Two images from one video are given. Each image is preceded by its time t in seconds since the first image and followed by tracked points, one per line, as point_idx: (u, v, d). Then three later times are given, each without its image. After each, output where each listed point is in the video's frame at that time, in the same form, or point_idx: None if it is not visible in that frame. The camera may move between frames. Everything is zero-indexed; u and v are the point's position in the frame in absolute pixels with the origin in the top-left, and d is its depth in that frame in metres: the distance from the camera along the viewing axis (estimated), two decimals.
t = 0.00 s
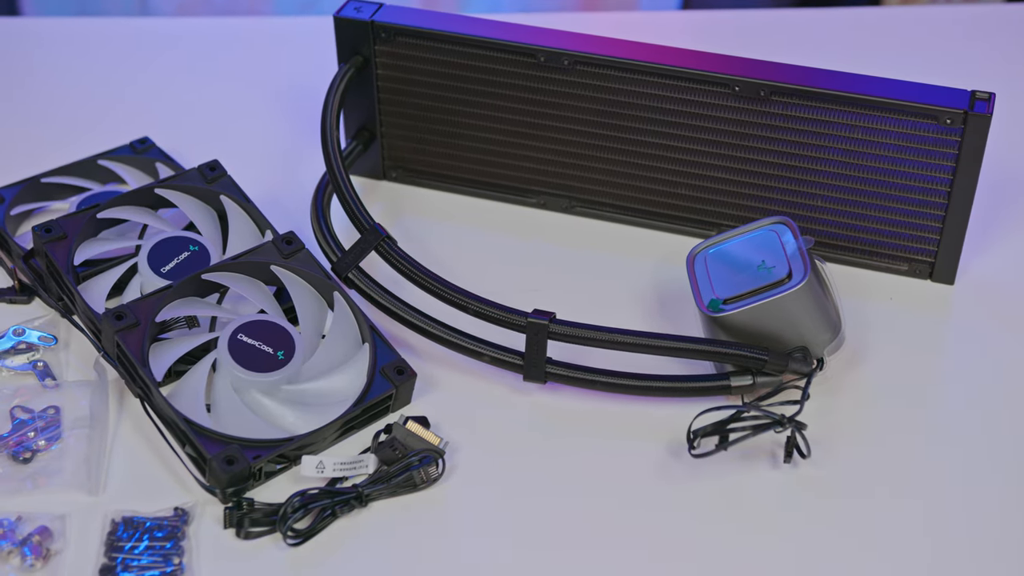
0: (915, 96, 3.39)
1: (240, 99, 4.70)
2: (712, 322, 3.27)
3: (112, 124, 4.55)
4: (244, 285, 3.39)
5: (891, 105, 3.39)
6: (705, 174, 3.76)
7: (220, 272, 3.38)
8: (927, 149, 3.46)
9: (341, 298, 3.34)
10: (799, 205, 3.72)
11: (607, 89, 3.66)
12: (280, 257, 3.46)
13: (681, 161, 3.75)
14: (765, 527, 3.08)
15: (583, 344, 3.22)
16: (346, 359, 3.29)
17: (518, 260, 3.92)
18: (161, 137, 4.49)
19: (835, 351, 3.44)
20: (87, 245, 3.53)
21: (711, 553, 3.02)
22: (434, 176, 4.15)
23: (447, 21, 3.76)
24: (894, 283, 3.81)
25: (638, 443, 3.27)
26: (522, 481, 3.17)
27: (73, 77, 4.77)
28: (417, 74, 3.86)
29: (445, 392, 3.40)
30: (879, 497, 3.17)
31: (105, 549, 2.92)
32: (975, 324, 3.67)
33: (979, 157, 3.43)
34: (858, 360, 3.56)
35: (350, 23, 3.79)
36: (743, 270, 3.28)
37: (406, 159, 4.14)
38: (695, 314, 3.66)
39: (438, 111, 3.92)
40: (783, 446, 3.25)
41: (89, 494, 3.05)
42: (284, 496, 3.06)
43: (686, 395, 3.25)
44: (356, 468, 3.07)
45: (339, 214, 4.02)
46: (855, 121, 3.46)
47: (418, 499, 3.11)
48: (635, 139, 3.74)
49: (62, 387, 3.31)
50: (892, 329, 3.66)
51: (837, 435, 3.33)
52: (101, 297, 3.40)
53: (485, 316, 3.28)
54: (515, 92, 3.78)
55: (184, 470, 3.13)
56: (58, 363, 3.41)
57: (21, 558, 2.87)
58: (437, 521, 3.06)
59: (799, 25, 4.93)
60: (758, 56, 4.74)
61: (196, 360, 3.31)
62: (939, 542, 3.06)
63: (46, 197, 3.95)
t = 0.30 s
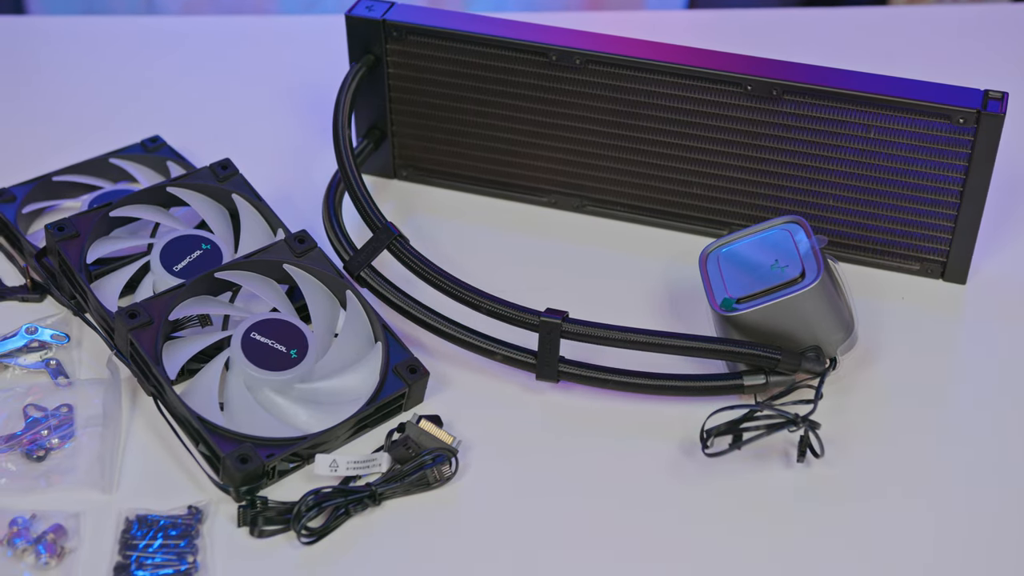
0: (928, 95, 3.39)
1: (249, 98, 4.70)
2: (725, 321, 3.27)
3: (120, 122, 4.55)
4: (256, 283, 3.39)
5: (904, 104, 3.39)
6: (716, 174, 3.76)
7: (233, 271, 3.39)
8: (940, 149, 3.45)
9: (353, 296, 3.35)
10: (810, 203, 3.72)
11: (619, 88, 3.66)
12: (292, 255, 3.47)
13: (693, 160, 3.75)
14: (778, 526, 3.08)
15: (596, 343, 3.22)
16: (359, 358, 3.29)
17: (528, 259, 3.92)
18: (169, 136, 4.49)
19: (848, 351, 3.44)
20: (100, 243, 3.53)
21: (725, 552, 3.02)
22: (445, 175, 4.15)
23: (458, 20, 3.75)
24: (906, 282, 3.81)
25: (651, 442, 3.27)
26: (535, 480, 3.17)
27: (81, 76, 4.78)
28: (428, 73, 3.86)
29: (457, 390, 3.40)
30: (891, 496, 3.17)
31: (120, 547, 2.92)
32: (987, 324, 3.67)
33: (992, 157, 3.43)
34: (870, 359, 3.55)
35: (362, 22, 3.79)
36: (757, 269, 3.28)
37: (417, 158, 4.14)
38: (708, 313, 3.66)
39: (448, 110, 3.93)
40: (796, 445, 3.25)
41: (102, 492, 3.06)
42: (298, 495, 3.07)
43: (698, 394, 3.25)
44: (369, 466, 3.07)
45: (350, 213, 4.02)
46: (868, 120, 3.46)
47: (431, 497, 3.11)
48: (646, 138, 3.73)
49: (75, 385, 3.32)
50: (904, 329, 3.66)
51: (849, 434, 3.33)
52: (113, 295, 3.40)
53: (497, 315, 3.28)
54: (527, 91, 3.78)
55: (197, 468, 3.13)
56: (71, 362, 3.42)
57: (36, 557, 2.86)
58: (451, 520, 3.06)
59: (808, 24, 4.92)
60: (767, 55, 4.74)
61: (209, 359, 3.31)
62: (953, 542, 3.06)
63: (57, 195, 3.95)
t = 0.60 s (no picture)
0: (942, 95, 3.38)
1: (258, 97, 4.70)
2: (739, 321, 3.27)
3: (130, 121, 4.56)
4: (269, 282, 3.40)
5: (918, 104, 3.38)
6: (729, 173, 3.75)
7: (247, 269, 3.39)
8: (954, 148, 3.45)
9: (366, 295, 3.35)
10: (823, 203, 3.72)
11: (631, 88, 3.66)
12: (306, 254, 3.47)
13: (705, 160, 3.75)
14: (792, 526, 3.08)
15: (610, 342, 3.22)
16: (372, 357, 3.29)
17: (540, 258, 3.92)
18: (179, 135, 4.49)
19: (862, 351, 3.44)
20: (113, 242, 3.53)
21: (739, 552, 3.01)
22: (456, 174, 4.15)
23: (471, 19, 3.75)
24: (918, 282, 3.81)
25: (664, 441, 3.27)
26: (549, 479, 3.17)
27: (90, 75, 4.78)
28: (440, 72, 3.86)
29: (470, 390, 3.40)
30: (906, 497, 3.16)
31: (135, 545, 2.93)
32: (1000, 324, 3.66)
33: (1006, 157, 3.42)
34: (884, 359, 3.55)
35: (374, 21, 3.79)
36: (770, 268, 3.27)
37: (428, 157, 4.14)
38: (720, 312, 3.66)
39: (460, 109, 3.93)
40: (810, 445, 3.25)
41: (117, 491, 3.06)
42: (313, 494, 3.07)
43: (712, 394, 3.25)
44: (383, 466, 3.07)
45: (362, 212, 4.03)
46: (881, 119, 3.46)
47: (445, 496, 3.11)
48: (659, 137, 3.73)
49: (88, 384, 3.32)
50: (917, 329, 3.65)
51: (863, 434, 3.32)
52: (127, 294, 3.40)
53: (511, 315, 3.28)
54: (539, 91, 3.78)
55: (211, 467, 3.13)
56: (84, 360, 3.42)
57: (51, 555, 2.87)
58: (465, 519, 3.06)
59: (818, 24, 4.92)
60: (778, 54, 4.74)
61: (222, 358, 3.31)
62: (968, 542, 3.05)
63: (70, 194, 3.95)
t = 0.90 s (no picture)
0: (954, 94, 3.38)
1: (267, 97, 4.70)
2: (751, 320, 3.27)
3: (139, 121, 4.56)
4: (281, 281, 3.40)
5: (930, 103, 3.38)
6: (739, 173, 3.76)
7: (259, 269, 3.39)
8: (966, 148, 3.45)
9: (378, 295, 3.35)
10: (834, 203, 3.72)
11: (643, 88, 3.66)
12: (317, 254, 3.47)
13: (716, 160, 3.75)
14: (805, 526, 3.08)
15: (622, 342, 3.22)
16: (384, 357, 3.30)
17: (551, 258, 3.92)
18: (188, 134, 4.48)
19: (873, 351, 3.44)
20: (125, 241, 3.54)
21: (752, 552, 3.01)
22: (466, 174, 4.16)
23: (481, 19, 3.75)
24: (929, 282, 3.81)
25: (676, 441, 3.27)
26: (561, 479, 3.17)
27: (98, 74, 4.78)
28: (450, 72, 3.86)
29: (482, 389, 3.40)
30: (919, 497, 3.16)
31: (148, 545, 2.93)
32: (1011, 324, 3.66)
33: (1017, 157, 3.42)
34: (895, 359, 3.55)
35: (384, 21, 3.80)
36: (783, 268, 3.27)
37: (438, 157, 4.14)
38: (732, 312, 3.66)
39: (470, 108, 3.93)
40: (823, 445, 3.25)
41: (130, 490, 3.06)
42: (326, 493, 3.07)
43: (724, 393, 3.25)
44: (396, 465, 3.08)
45: (373, 211, 4.03)
46: (893, 119, 3.46)
47: (458, 496, 3.11)
48: (669, 137, 3.73)
49: (101, 384, 3.33)
50: (929, 329, 3.65)
51: (875, 434, 3.32)
52: (139, 293, 3.41)
53: (523, 314, 3.28)
54: (550, 91, 3.78)
55: (224, 466, 3.13)
56: (96, 360, 3.42)
57: (65, 554, 2.87)
58: (478, 519, 3.06)
59: (826, 24, 4.91)
60: (786, 54, 4.73)
61: (234, 357, 3.31)
62: (982, 543, 3.05)
63: (80, 194, 3.96)
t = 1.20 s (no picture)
0: (967, 95, 3.38)
1: (275, 97, 4.70)
2: (764, 321, 3.27)
3: (147, 121, 4.56)
4: (294, 281, 3.40)
5: (943, 104, 3.38)
6: (751, 173, 3.75)
7: (272, 268, 3.39)
8: (979, 148, 3.44)
9: (391, 295, 3.35)
10: (846, 203, 3.72)
11: (655, 88, 3.65)
12: (330, 254, 3.47)
13: (727, 160, 3.75)
14: (820, 527, 3.08)
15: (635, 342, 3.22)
16: (397, 357, 3.30)
17: (562, 258, 3.92)
18: (196, 134, 4.49)
19: (886, 351, 3.44)
20: (138, 241, 3.54)
21: (767, 552, 3.01)
22: (477, 174, 4.16)
23: (493, 19, 3.75)
24: (941, 283, 3.80)
25: (690, 441, 3.28)
26: (575, 479, 3.17)
27: (106, 75, 4.78)
28: (462, 72, 3.86)
29: (495, 389, 3.41)
30: (933, 497, 3.16)
31: (163, 544, 2.93)
32: None
33: None
34: (908, 359, 3.55)
35: (396, 21, 3.80)
36: (796, 269, 3.27)
37: (449, 157, 4.14)
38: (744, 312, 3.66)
39: (482, 108, 3.93)
40: (836, 445, 3.25)
41: (144, 489, 3.06)
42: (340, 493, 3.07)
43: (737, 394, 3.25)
44: (410, 465, 3.07)
45: (384, 211, 4.04)
46: (905, 119, 3.45)
47: (472, 496, 3.12)
48: (681, 137, 3.73)
49: (114, 383, 3.33)
50: (941, 330, 3.65)
51: (889, 435, 3.32)
52: (152, 293, 3.41)
53: (536, 314, 3.28)
54: (561, 91, 3.78)
55: (237, 465, 3.14)
56: (109, 359, 3.43)
57: (80, 554, 2.87)
58: (493, 519, 3.06)
59: (834, 24, 4.91)
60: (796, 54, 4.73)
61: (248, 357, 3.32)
62: (996, 543, 3.05)
63: (92, 194, 3.96)
